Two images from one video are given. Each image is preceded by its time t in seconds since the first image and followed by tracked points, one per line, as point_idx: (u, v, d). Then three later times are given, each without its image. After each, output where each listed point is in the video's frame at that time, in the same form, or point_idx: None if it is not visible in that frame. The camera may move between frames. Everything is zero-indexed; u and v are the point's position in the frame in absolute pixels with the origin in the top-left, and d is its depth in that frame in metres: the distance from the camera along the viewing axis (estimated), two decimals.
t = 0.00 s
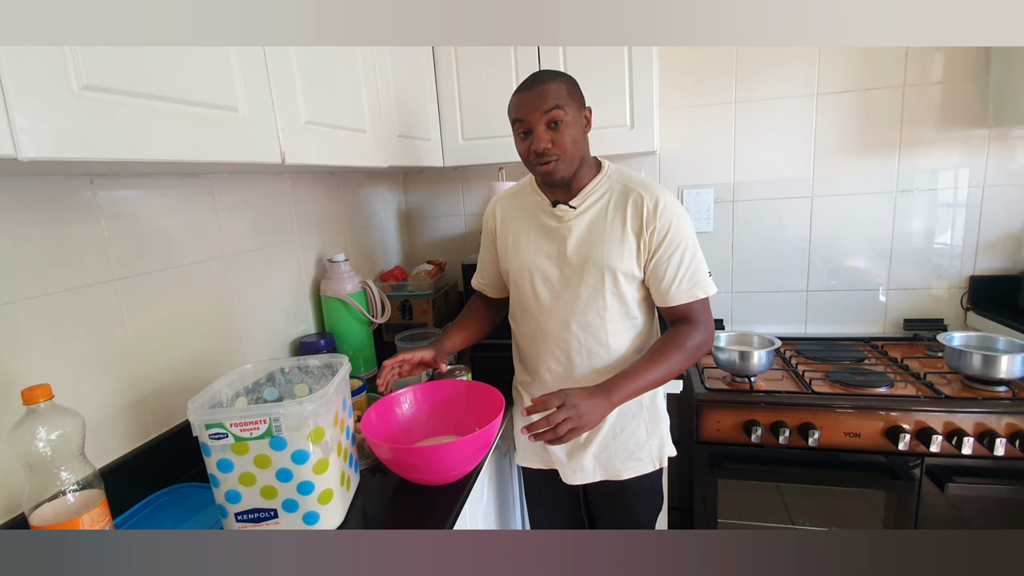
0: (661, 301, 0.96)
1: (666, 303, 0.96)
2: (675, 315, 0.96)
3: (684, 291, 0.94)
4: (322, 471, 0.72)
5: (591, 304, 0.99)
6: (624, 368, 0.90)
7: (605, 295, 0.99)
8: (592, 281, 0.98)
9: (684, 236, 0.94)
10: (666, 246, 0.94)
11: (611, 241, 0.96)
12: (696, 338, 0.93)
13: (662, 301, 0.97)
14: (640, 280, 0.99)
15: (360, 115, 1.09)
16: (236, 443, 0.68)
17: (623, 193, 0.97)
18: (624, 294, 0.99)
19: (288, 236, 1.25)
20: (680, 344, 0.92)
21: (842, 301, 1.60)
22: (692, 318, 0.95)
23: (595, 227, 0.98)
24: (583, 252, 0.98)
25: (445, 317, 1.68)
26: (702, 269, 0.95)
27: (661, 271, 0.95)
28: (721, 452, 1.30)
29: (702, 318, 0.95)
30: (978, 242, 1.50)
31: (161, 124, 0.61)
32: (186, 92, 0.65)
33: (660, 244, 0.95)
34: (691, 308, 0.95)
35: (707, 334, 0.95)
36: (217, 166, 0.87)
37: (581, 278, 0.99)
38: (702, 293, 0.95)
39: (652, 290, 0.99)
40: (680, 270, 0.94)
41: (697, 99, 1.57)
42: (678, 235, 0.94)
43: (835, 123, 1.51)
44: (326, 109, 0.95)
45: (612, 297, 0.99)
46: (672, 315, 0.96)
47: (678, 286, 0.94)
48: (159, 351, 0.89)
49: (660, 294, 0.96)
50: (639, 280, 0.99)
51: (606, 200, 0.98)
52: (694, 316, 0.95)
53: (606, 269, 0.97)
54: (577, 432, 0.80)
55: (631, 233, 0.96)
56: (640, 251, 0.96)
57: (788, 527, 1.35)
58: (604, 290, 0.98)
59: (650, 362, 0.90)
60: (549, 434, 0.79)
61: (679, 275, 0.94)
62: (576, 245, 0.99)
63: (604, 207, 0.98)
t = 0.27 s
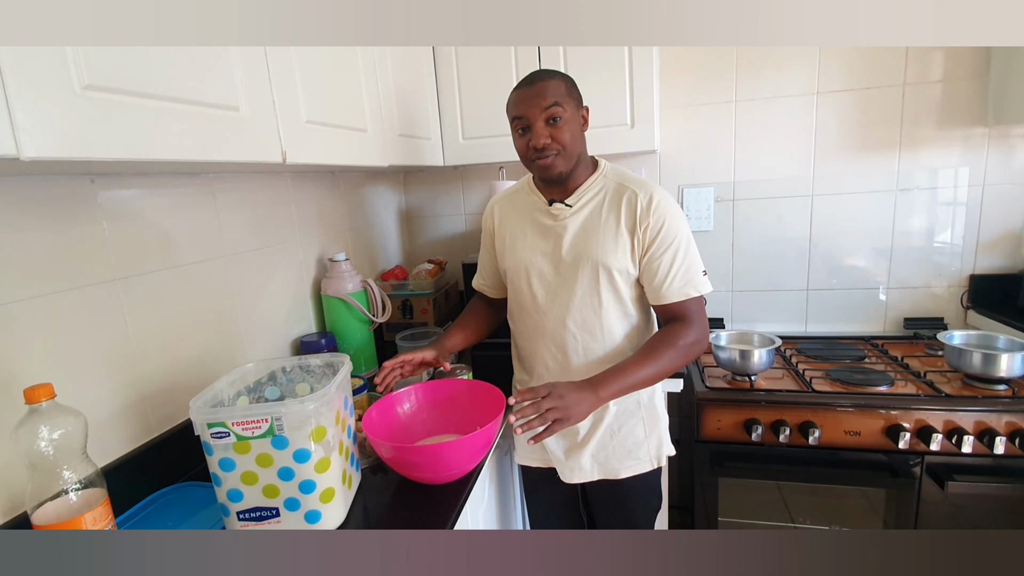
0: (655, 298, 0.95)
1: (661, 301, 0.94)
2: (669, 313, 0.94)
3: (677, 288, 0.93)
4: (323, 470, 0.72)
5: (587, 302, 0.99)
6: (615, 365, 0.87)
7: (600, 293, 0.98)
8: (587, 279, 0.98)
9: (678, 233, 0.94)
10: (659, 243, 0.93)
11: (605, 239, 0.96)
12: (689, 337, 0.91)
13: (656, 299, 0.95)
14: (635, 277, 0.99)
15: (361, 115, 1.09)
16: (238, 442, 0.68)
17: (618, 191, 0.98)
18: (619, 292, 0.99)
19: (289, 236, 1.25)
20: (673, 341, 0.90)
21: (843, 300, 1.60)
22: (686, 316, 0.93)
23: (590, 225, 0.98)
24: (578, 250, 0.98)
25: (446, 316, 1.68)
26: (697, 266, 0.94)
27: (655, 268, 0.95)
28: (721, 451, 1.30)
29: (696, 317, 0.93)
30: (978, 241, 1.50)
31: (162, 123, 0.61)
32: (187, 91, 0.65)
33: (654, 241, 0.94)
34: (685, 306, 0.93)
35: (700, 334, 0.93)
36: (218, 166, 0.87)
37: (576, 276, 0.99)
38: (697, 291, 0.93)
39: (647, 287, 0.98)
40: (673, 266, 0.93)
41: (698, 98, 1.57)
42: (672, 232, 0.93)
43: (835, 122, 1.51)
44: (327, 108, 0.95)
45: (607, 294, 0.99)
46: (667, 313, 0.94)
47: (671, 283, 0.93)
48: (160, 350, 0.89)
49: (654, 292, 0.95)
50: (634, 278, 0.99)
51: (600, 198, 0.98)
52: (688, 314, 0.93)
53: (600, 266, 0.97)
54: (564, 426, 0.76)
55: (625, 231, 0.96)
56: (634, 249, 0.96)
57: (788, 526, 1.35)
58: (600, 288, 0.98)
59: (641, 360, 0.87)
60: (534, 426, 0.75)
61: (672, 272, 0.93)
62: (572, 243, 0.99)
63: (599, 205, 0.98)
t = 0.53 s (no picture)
0: (652, 295, 0.93)
1: (658, 298, 0.93)
2: (666, 310, 0.93)
3: (673, 285, 0.91)
4: (324, 468, 0.72)
5: (586, 300, 0.99)
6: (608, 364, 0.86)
7: (599, 290, 0.99)
8: (585, 277, 0.98)
9: (677, 230, 0.93)
10: (657, 239, 0.93)
11: (603, 235, 0.96)
12: (685, 336, 0.90)
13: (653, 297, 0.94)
14: (634, 275, 0.98)
15: (362, 113, 1.09)
16: (239, 440, 0.69)
17: (617, 189, 0.98)
18: (618, 289, 0.99)
19: (289, 234, 1.25)
20: (668, 340, 0.89)
21: (843, 299, 1.60)
22: (683, 314, 0.92)
23: (589, 223, 0.98)
24: (576, 248, 0.98)
25: (446, 315, 1.68)
26: (695, 264, 0.93)
27: (651, 265, 0.94)
28: (721, 450, 1.30)
29: (693, 316, 0.92)
30: (979, 241, 1.50)
31: (163, 122, 0.61)
32: (189, 90, 0.65)
33: (651, 237, 0.94)
34: (682, 303, 0.92)
35: (698, 333, 0.91)
36: (220, 164, 0.87)
37: (575, 274, 0.99)
38: (694, 289, 0.92)
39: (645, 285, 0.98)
40: (670, 263, 0.92)
41: (698, 97, 1.57)
42: (670, 229, 0.93)
43: (835, 121, 1.51)
44: (327, 107, 0.95)
45: (606, 292, 0.99)
46: (664, 311, 0.93)
47: (667, 279, 0.91)
48: (161, 348, 0.89)
49: (651, 289, 0.94)
50: (632, 276, 0.98)
51: (599, 196, 0.99)
52: (685, 312, 0.92)
53: (599, 264, 0.97)
54: (553, 423, 0.75)
55: (623, 228, 0.96)
56: (632, 246, 0.96)
57: (788, 524, 1.35)
58: (598, 286, 0.98)
59: (635, 358, 0.86)
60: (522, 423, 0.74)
61: (669, 268, 0.92)
62: (570, 241, 0.99)
63: (598, 203, 0.98)
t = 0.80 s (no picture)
0: (652, 293, 0.93)
1: (658, 297, 0.93)
2: (667, 309, 0.92)
3: (673, 283, 0.91)
4: (324, 468, 0.72)
5: (586, 299, 1.00)
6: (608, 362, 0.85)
7: (599, 289, 0.99)
8: (586, 276, 0.98)
9: (677, 228, 0.93)
10: (657, 238, 0.93)
11: (604, 234, 0.96)
12: (685, 335, 0.90)
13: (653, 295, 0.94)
14: (634, 274, 0.99)
15: (362, 113, 1.08)
16: (240, 440, 0.69)
17: (617, 188, 0.98)
18: (618, 288, 0.99)
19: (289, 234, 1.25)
20: (668, 339, 0.88)
21: (842, 299, 1.61)
22: (684, 314, 0.92)
23: (590, 221, 0.98)
24: (577, 246, 0.98)
25: (446, 314, 1.68)
26: (695, 262, 0.93)
27: (651, 263, 0.94)
28: (721, 449, 1.30)
29: (694, 315, 0.92)
30: (978, 241, 1.50)
31: (163, 121, 0.61)
32: (189, 89, 0.65)
33: (652, 236, 0.94)
34: (683, 302, 0.92)
35: (698, 332, 0.91)
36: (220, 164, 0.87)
37: (575, 273, 0.99)
38: (694, 287, 0.91)
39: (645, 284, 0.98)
40: (670, 261, 0.92)
41: (698, 97, 1.57)
42: (670, 227, 0.93)
43: (835, 121, 1.51)
44: (328, 107, 0.95)
45: (606, 291, 0.99)
46: (665, 309, 0.93)
47: (668, 277, 0.91)
48: (161, 347, 0.89)
49: (651, 287, 0.94)
50: (633, 274, 0.99)
51: (600, 194, 0.99)
52: (685, 311, 0.91)
53: (599, 262, 0.97)
54: (550, 423, 0.75)
55: (623, 227, 0.96)
56: (632, 244, 0.96)
57: (787, 524, 1.35)
58: (598, 285, 0.98)
59: (635, 358, 0.86)
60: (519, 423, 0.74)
61: (668, 266, 0.92)
62: (571, 240, 0.99)
63: (598, 201, 0.98)
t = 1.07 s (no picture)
0: (653, 293, 0.93)
1: (659, 296, 0.93)
2: (668, 309, 0.92)
3: (674, 282, 0.91)
4: (324, 467, 0.72)
5: (586, 298, 0.99)
6: (607, 360, 0.85)
7: (600, 288, 0.99)
8: (586, 275, 0.98)
9: (678, 228, 0.93)
10: (658, 237, 0.93)
11: (605, 233, 0.96)
12: (687, 335, 0.89)
13: (654, 294, 0.94)
14: (635, 273, 0.98)
15: (362, 112, 1.08)
16: (239, 439, 0.69)
17: (619, 187, 0.98)
18: (619, 287, 0.99)
19: (289, 233, 1.25)
20: (669, 339, 0.88)
21: (842, 299, 1.61)
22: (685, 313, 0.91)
23: (591, 220, 0.98)
24: (578, 246, 0.98)
25: (445, 314, 1.68)
26: (696, 262, 0.93)
27: (652, 262, 0.94)
28: (720, 449, 1.30)
29: (695, 315, 0.91)
30: (978, 241, 1.50)
31: (163, 119, 0.61)
32: (188, 87, 0.64)
33: (653, 235, 0.94)
34: (683, 302, 0.91)
35: (700, 331, 0.90)
36: (220, 163, 0.87)
37: (576, 272, 0.99)
38: (695, 287, 0.91)
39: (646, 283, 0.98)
40: (671, 260, 0.91)
41: (699, 96, 1.57)
42: (671, 226, 0.93)
43: (835, 121, 1.51)
44: (327, 106, 0.95)
45: (607, 289, 0.99)
46: (666, 308, 0.93)
47: (668, 277, 0.91)
48: (161, 346, 0.89)
49: (652, 287, 0.93)
50: (633, 274, 0.98)
51: (601, 193, 0.99)
52: (686, 311, 0.91)
53: (600, 261, 0.97)
54: (547, 417, 0.75)
55: (624, 226, 0.96)
56: (633, 244, 0.96)
57: (787, 524, 1.36)
58: (599, 284, 0.98)
59: (635, 356, 0.85)
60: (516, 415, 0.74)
61: (669, 265, 0.92)
62: (571, 239, 0.99)
63: (600, 200, 0.98)
